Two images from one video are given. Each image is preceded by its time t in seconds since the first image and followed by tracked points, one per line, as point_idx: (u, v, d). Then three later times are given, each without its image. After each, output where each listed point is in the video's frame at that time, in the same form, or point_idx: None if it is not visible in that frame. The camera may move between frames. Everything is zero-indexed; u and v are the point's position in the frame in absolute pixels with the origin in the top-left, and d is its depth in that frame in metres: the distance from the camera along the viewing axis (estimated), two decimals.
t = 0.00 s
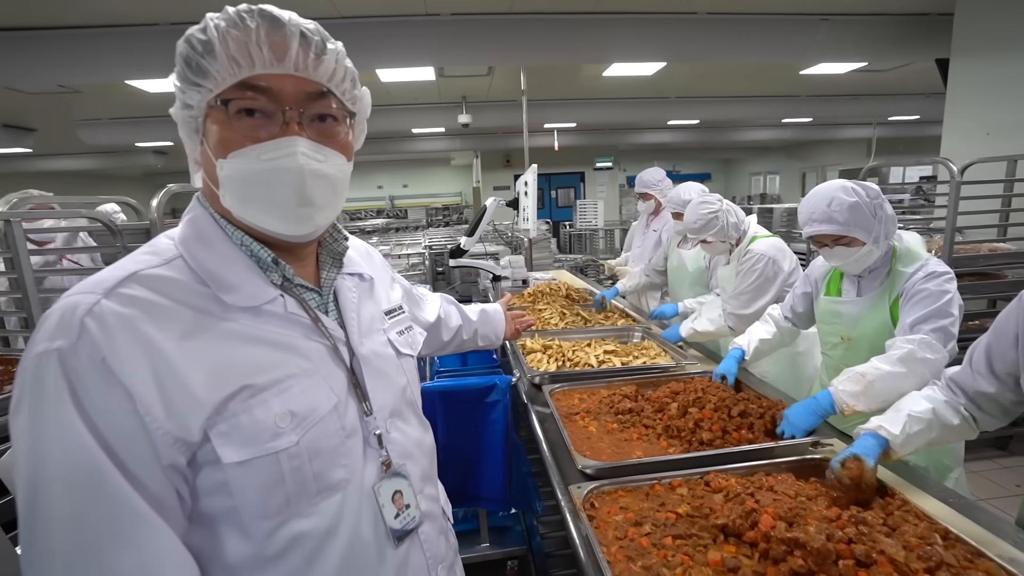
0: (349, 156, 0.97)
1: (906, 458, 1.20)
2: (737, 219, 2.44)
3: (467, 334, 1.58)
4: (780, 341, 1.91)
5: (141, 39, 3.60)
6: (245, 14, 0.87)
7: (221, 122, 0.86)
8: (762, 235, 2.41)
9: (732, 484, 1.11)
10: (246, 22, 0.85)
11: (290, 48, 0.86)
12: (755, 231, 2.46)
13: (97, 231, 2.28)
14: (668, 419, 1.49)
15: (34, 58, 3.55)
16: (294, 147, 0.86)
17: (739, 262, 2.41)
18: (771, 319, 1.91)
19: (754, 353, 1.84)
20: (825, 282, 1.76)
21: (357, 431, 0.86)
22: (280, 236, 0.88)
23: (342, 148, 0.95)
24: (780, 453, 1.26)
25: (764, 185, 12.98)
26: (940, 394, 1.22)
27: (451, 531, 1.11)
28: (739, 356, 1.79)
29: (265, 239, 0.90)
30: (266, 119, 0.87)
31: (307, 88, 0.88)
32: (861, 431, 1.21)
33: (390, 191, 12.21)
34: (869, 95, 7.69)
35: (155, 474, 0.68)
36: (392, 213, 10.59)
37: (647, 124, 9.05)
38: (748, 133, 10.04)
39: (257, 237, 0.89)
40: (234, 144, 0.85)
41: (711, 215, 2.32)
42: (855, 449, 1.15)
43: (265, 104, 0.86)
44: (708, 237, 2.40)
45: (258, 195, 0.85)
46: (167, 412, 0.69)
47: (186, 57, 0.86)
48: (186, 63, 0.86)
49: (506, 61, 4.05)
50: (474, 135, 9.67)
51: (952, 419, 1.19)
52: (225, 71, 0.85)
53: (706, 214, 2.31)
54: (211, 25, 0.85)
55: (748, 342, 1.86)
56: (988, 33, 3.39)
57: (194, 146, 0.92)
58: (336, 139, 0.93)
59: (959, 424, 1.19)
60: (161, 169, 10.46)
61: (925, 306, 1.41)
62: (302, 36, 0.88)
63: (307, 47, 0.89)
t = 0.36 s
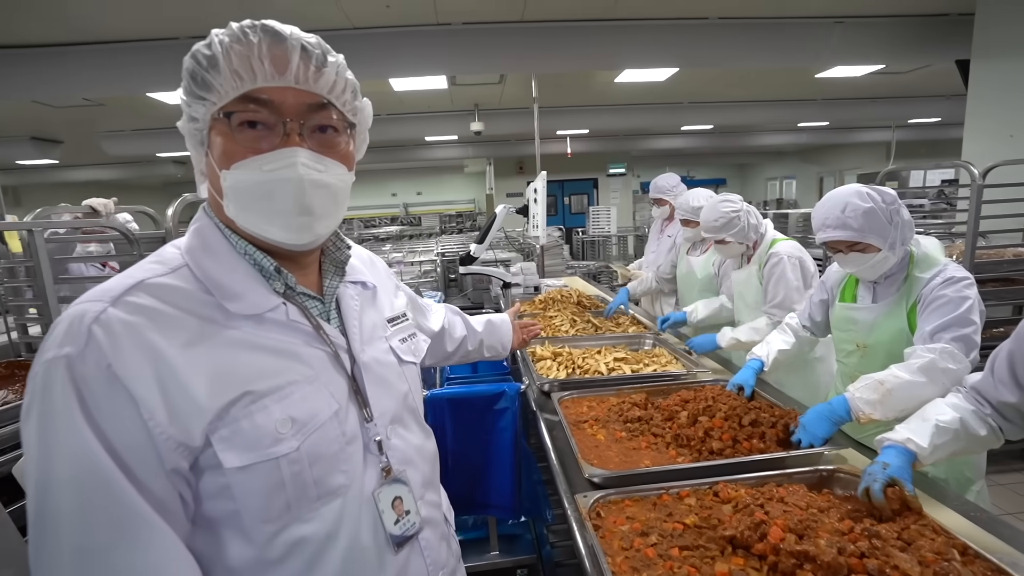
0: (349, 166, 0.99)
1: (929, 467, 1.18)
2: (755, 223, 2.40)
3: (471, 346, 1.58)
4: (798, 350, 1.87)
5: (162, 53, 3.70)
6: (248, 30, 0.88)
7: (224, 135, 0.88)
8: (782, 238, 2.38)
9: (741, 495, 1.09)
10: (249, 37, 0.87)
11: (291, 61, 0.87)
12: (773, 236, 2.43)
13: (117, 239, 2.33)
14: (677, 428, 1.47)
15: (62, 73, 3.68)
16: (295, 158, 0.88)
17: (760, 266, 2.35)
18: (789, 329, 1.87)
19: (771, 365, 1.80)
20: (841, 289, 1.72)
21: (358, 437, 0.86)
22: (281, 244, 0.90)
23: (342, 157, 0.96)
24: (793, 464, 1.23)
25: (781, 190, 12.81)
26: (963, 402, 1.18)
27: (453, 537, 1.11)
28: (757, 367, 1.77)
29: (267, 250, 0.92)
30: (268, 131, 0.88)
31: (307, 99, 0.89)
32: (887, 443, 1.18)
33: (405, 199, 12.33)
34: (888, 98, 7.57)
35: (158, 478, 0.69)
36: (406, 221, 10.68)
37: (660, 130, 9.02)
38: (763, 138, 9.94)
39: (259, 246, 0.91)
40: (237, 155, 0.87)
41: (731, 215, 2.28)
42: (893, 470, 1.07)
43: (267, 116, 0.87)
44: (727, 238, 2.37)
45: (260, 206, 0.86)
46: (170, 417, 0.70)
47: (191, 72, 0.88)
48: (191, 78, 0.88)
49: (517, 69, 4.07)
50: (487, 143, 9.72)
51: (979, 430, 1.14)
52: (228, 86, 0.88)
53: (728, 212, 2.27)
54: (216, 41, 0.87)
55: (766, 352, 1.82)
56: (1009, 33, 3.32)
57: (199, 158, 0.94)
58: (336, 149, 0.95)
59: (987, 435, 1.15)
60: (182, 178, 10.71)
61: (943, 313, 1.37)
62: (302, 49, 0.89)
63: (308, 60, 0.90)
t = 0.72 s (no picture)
0: (345, 154, 0.99)
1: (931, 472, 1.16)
2: (768, 224, 2.33)
3: (455, 378, 1.45)
4: (803, 352, 1.85)
5: (171, 51, 3.73)
6: (243, 24, 0.90)
7: (223, 123, 0.88)
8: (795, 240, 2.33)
9: (740, 497, 1.08)
10: (244, 27, 0.88)
11: (285, 49, 0.88)
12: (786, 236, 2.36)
13: (122, 236, 2.35)
14: (677, 429, 1.46)
15: (75, 70, 3.72)
16: (291, 140, 0.88)
17: (778, 268, 2.29)
18: (794, 331, 1.86)
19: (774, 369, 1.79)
20: (846, 289, 1.71)
21: (351, 431, 0.87)
22: (280, 228, 0.90)
23: (338, 145, 0.97)
24: (793, 467, 1.22)
25: (790, 192, 12.71)
26: (963, 407, 1.16)
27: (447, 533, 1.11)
28: (759, 370, 1.76)
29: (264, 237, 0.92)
30: (264, 117, 0.89)
31: (301, 86, 0.90)
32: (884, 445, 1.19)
33: (412, 198, 12.36)
34: (899, 99, 7.49)
35: (152, 463, 0.70)
36: (413, 220, 10.70)
37: (668, 130, 8.99)
38: (772, 139, 9.87)
39: (255, 232, 0.91)
40: (235, 141, 0.88)
41: (749, 217, 2.22)
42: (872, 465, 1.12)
43: (264, 102, 0.88)
44: (744, 240, 2.30)
45: (259, 188, 0.87)
46: (165, 404, 0.71)
47: (190, 66, 0.89)
48: (189, 72, 0.89)
49: (524, 68, 4.07)
50: (494, 143, 9.73)
51: (978, 433, 1.13)
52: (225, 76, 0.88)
53: (747, 212, 2.21)
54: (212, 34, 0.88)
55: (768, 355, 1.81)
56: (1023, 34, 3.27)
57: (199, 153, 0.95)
58: (331, 136, 0.95)
59: (986, 439, 1.13)
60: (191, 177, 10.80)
61: (948, 315, 1.35)
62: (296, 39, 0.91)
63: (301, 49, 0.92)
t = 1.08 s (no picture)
0: (350, 158, 1.00)
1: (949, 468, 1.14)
2: (774, 223, 2.28)
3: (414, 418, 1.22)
4: (801, 350, 1.85)
5: (171, 46, 3.73)
6: (265, 25, 0.89)
7: (238, 119, 0.88)
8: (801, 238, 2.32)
9: (734, 494, 1.08)
10: (266, 28, 0.88)
11: (305, 54, 0.89)
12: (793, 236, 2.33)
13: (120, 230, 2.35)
14: (674, 426, 1.46)
15: (75, 64, 3.72)
16: (302, 143, 0.88)
17: (785, 267, 2.29)
18: (792, 328, 1.86)
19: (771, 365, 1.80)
20: (844, 288, 1.71)
21: (346, 417, 0.87)
22: (284, 225, 0.90)
23: (344, 149, 0.98)
24: (788, 464, 1.22)
25: (792, 190, 12.66)
26: (974, 406, 1.17)
27: (441, 523, 1.12)
28: (756, 366, 1.76)
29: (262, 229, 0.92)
30: (278, 119, 0.89)
31: (318, 92, 0.91)
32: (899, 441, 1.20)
33: (413, 194, 12.35)
34: (903, 97, 7.45)
35: (148, 441, 0.70)
36: (414, 216, 10.70)
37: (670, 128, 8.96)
38: (775, 137, 9.83)
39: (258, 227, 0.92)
40: (247, 138, 0.87)
41: (760, 216, 2.17)
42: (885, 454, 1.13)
43: (280, 104, 0.89)
44: (754, 239, 2.26)
45: (266, 186, 0.87)
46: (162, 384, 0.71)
47: (207, 58, 0.87)
48: (206, 65, 0.88)
49: (525, 64, 4.06)
50: (495, 139, 9.70)
51: (994, 431, 1.12)
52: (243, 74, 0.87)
53: (756, 211, 2.17)
54: (233, 31, 0.87)
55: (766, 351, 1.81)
56: None
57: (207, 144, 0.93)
58: (339, 141, 0.96)
59: (1003, 436, 1.12)
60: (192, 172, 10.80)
61: (946, 314, 1.35)
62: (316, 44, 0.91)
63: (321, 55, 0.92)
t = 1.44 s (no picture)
0: (330, 141, 0.97)
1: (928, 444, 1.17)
2: (759, 207, 2.30)
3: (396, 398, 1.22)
4: (780, 333, 1.86)
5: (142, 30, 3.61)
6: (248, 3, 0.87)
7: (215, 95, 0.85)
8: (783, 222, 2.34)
9: (710, 473, 1.09)
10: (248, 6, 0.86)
11: (287, 31, 0.86)
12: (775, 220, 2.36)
13: (90, 220, 2.28)
14: (653, 408, 1.47)
15: (41, 49, 3.58)
16: (280, 120, 0.85)
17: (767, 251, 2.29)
18: (771, 312, 1.88)
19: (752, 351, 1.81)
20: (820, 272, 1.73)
21: (315, 402, 0.86)
22: (260, 202, 0.86)
23: (324, 132, 0.95)
24: (764, 443, 1.24)
25: (776, 177, 12.77)
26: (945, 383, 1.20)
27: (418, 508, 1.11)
28: (738, 352, 1.77)
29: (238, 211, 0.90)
30: (257, 95, 0.86)
31: (298, 71, 0.88)
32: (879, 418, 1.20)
33: (398, 183, 12.22)
34: (884, 84, 7.53)
35: (106, 424, 0.68)
36: (400, 206, 10.59)
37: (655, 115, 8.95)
38: (759, 124, 9.89)
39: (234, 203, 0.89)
40: (224, 114, 0.85)
41: (744, 198, 2.19)
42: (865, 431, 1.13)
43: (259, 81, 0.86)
44: (737, 221, 2.28)
45: (242, 161, 0.83)
46: (121, 365, 0.69)
47: (186, 32, 0.85)
48: (184, 39, 0.85)
49: (508, 49, 4.01)
50: (481, 127, 9.62)
51: (967, 406, 1.16)
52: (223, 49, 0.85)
53: (742, 193, 2.18)
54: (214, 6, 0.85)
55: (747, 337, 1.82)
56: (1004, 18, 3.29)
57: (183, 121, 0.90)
58: (319, 123, 0.93)
59: (974, 412, 1.16)
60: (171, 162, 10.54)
61: (918, 296, 1.37)
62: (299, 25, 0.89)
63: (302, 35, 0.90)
